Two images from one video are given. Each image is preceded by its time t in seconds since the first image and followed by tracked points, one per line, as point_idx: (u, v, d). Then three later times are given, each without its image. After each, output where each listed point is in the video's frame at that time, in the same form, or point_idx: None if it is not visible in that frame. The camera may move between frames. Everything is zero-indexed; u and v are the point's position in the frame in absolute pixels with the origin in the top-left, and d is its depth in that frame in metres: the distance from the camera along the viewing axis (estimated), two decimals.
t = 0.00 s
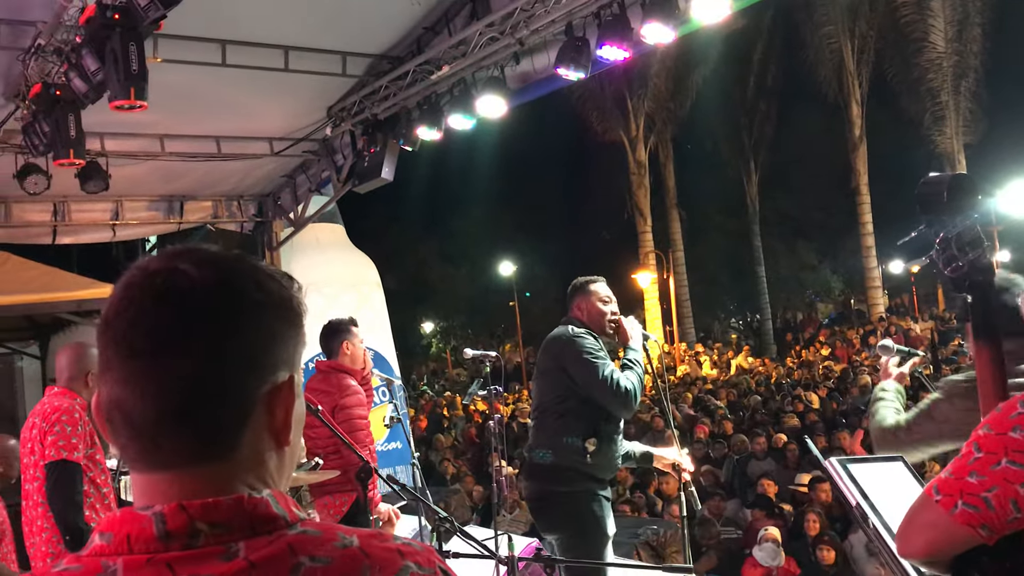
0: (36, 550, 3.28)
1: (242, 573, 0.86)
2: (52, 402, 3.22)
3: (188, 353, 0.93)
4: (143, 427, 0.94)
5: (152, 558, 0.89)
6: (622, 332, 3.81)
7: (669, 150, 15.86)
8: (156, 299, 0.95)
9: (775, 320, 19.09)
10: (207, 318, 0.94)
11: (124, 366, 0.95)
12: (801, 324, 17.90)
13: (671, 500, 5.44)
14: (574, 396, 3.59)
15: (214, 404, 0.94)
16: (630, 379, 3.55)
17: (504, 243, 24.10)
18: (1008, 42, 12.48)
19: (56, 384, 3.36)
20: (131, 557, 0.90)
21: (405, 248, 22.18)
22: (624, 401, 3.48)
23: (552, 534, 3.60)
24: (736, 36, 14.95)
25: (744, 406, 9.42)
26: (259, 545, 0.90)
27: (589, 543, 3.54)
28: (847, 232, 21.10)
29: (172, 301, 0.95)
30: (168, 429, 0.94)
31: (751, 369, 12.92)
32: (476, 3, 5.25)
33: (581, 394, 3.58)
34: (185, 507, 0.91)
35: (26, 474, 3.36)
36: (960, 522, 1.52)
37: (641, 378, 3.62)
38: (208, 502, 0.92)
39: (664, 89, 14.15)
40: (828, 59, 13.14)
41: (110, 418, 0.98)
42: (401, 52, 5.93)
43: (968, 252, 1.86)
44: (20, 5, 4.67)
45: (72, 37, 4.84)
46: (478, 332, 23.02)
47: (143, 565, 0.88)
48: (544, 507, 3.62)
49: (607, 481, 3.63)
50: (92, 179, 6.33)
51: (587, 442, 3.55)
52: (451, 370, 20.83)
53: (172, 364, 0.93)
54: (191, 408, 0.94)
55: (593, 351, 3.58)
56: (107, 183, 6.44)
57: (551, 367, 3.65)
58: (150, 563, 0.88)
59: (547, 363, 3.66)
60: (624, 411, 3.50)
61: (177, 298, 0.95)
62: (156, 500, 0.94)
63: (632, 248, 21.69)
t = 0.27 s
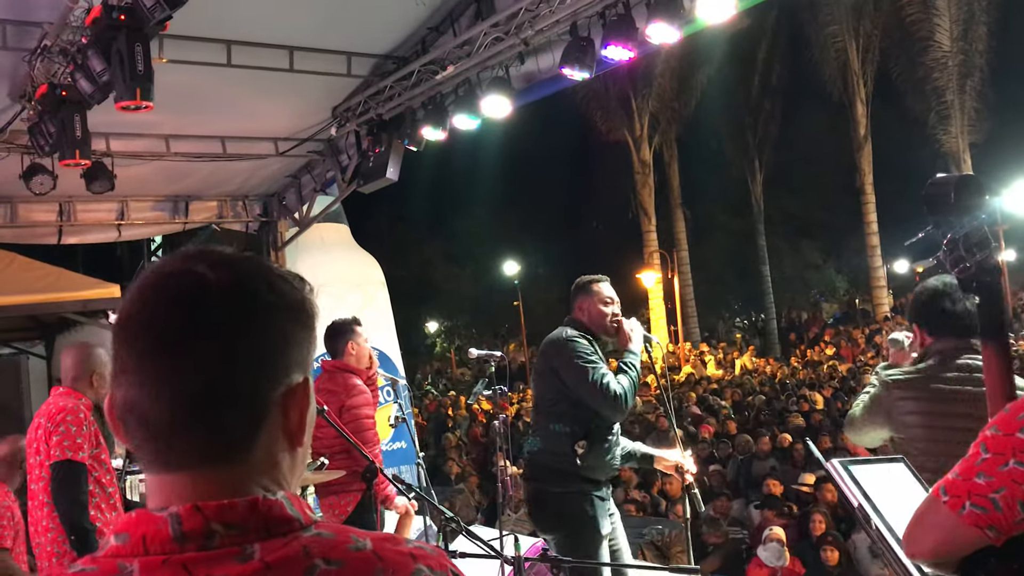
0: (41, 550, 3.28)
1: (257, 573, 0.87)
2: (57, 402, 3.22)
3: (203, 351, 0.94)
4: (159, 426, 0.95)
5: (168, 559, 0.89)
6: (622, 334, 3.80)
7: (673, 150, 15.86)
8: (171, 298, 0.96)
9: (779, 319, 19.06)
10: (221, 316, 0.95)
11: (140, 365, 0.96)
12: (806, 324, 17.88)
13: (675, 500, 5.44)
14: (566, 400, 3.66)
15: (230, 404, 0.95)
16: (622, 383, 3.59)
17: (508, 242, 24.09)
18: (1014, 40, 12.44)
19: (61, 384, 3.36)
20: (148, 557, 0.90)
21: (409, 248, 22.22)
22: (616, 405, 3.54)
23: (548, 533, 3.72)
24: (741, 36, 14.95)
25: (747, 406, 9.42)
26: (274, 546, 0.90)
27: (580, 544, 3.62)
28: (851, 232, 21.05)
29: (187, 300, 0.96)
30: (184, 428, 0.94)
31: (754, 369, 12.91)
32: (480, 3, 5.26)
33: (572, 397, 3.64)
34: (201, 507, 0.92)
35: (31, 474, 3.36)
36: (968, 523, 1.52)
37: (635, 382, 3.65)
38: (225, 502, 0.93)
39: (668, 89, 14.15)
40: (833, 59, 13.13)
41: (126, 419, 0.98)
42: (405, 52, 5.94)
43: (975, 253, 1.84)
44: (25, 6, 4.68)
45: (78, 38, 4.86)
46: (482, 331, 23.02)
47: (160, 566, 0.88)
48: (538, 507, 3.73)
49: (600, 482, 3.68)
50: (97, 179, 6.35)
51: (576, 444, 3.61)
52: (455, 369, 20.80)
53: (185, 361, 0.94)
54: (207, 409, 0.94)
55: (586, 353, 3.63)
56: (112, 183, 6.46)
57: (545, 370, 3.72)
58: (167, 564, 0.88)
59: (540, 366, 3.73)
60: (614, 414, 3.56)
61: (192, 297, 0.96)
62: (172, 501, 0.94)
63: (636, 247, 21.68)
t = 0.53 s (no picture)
0: (46, 549, 3.28)
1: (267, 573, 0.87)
2: (61, 402, 3.24)
3: (219, 350, 0.94)
4: (174, 424, 0.95)
5: (178, 557, 0.89)
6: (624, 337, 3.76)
7: (678, 149, 15.87)
8: (183, 295, 0.95)
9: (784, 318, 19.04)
10: (234, 315, 0.95)
11: (153, 362, 0.95)
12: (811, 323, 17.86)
13: (680, 500, 5.45)
14: (561, 400, 3.69)
15: (245, 403, 0.95)
16: (615, 387, 3.58)
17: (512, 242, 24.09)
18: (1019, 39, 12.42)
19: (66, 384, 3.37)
20: (157, 556, 0.90)
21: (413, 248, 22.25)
22: (605, 408, 3.52)
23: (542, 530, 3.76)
24: (745, 35, 14.95)
25: (753, 405, 9.41)
26: (283, 545, 0.90)
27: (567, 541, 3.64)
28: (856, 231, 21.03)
29: (201, 297, 0.95)
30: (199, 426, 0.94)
31: (759, 368, 12.90)
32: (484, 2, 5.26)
33: (568, 400, 3.67)
34: (211, 505, 0.92)
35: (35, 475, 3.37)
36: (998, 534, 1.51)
37: (631, 385, 3.64)
38: (235, 501, 0.93)
39: (672, 88, 14.17)
40: (837, 58, 13.11)
41: (136, 415, 0.97)
42: (409, 52, 5.94)
43: (968, 251, 1.77)
44: (30, 6, 4.69)
45: (82, 38, 4.87)
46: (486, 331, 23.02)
47: (168, 564, 0.89)
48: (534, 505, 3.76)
49: (594, 481, 3.68)
50: (102, 179, 6.36)
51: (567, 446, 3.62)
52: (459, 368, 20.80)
53: (199, 359, 0.94)
54: (223, 409, 0.94)
55: (580, 356, 3.66)
56: (117, 183, 6.47)
57: (541, 369, 3.75)
58: (175, 563, 0.88)
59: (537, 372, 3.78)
60: (605, 417, 3.54)
61: (205, 293, 0.95)
62: (184, 498, 0.95)
63: (640, 246, 21.68)
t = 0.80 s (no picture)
0: (50, 547, 3.29)
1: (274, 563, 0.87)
2: (63, 401, 3.25)
3: (231, 341, 0.94)
4: (180, 415, 0.94)
5: (184, 547, 0.89)
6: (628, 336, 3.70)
7: (682, 147, 15.84)
8: (188, 288, 0.95)
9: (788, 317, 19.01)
10: (241, 308, 0.95)
11: (160, 352, 0.94)
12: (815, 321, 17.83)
13: (684, 498, 5.43)
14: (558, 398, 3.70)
15: (253, 390, 0.95)
16: (613, 388, 3.60)
17: (516, 240, 24.07)
18: None
19: (69, 381, 3.37)
20: (163, 545, 0.90)
21: (417, 247, 22.25)
22: (601, 407, 3.56)
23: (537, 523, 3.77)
24: (749, 33, 14.93)
25: (757, 403, 9.39)
26: (289, 536, 0.91)
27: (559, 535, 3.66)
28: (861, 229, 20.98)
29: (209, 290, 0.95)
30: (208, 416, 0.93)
31: (764, 367, 12.87)
32: None
33: (564, 398, 3.68)
34: (217, 496, 0.92)
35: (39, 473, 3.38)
36: None
37: (627, 386, 3.64)
38: (243, 491, 0.93)
39: (676, 85, 14.16)
40: (842, 55, 13.08)
41: (139, 407, 0.96)
42: (413, 49, 5.93)
43: (972, 249, 1.73)
44: (34, 6, 4.70)
45: (87, 35, 4.87)
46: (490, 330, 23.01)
47: (175, 554, 0.89)
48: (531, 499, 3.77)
49: (586, 480, 3.69)
50: (106, 177, 6.36)
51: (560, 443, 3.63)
52: (463, 367, 20.79)
53: (205, 349, 0.93)
54: (231, 397, 0.94)
55: (578, 358, 3.66)
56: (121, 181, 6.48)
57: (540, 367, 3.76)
58: (182, 553, 0.89)
59: (536, 370, 3.78)
60: (601, 417, 3.58)
61: (210, 287, 0.95)
62: (191, 489, 0.94)
63: (644, 245, 21.66)
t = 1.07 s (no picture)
0: (56, 543, 3.30)
1: (277, 555, 0.89)
2: (70, 398, 3.25)
3: (234, 336, 0.94)
4: (184, 411, 0.94)
5: (187, 540, 0.90)
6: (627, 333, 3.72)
7: (687, 145, 15.84)
8: (187, 285, 0.95)
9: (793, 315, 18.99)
10: (240, 303, 0.96)
11: (162, 349, 0.94)
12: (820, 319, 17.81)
13: (688, 495, 5.43)
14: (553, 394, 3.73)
15: (254, 385, 0.95)
16: (603, 381, 3.60)
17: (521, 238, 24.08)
18: None
19: (76, 378, 3.38)
20: (167, 538, 0.91)
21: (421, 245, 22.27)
22: (593, 403, 3.56)
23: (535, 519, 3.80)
24: (755, 31, 14.92)
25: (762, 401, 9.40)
26: (292, 528, 0.92)
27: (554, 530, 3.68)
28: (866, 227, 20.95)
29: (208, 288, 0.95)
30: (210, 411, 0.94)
31: (769, 364, 12.87)
32: None
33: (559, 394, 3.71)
34: (220, 489, 0.92)
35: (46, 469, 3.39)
36: None
37: (622, 383, 3.65)
38: (244, 484, 0.93)
39: (681, 83, 14.16)
40: (847, 53, 13.04)
41: (140, 403, 0.96)
42: (417, 47, 5.94)
43: (953, 245, 1.69)
44: (40, 4, 4.70)
45: (92, 33, 4.88)
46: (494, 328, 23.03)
47: (178, 547, 0.90)
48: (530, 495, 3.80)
49: (580, 476, 3.70)
50: (112, 175, 6.38)
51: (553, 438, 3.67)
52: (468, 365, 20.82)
53: (206, 346, 0.93)
54: (233, 391, 0.94)
55: (574, 352, 3.68)
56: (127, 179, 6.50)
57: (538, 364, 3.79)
58: (186, 546, 0.90)
59: (536, 366, 3.80)
60: (593, 413, 3.58)
61: (210, 283, 0.95)
62: (193, 483, 0.94)
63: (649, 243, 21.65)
